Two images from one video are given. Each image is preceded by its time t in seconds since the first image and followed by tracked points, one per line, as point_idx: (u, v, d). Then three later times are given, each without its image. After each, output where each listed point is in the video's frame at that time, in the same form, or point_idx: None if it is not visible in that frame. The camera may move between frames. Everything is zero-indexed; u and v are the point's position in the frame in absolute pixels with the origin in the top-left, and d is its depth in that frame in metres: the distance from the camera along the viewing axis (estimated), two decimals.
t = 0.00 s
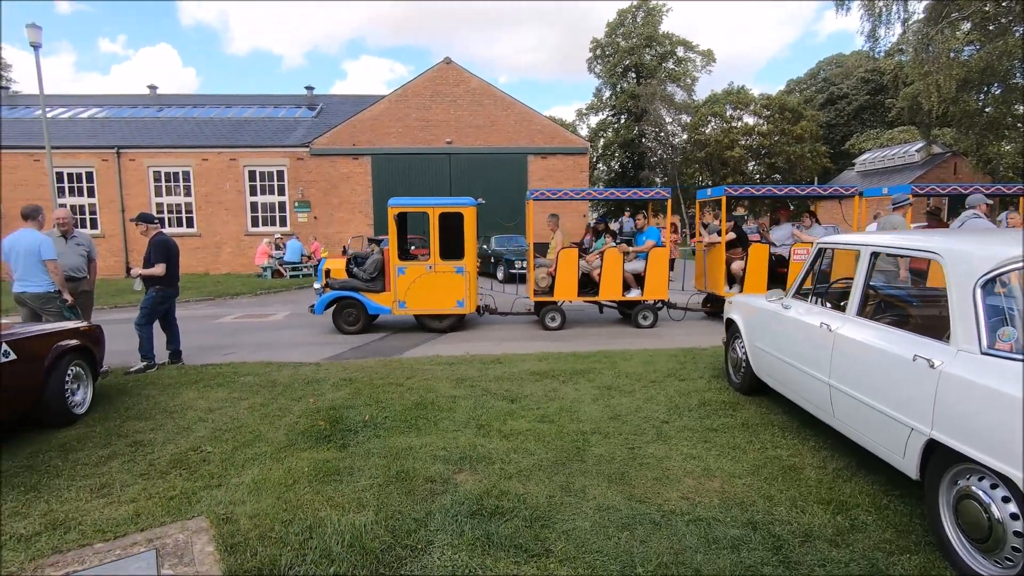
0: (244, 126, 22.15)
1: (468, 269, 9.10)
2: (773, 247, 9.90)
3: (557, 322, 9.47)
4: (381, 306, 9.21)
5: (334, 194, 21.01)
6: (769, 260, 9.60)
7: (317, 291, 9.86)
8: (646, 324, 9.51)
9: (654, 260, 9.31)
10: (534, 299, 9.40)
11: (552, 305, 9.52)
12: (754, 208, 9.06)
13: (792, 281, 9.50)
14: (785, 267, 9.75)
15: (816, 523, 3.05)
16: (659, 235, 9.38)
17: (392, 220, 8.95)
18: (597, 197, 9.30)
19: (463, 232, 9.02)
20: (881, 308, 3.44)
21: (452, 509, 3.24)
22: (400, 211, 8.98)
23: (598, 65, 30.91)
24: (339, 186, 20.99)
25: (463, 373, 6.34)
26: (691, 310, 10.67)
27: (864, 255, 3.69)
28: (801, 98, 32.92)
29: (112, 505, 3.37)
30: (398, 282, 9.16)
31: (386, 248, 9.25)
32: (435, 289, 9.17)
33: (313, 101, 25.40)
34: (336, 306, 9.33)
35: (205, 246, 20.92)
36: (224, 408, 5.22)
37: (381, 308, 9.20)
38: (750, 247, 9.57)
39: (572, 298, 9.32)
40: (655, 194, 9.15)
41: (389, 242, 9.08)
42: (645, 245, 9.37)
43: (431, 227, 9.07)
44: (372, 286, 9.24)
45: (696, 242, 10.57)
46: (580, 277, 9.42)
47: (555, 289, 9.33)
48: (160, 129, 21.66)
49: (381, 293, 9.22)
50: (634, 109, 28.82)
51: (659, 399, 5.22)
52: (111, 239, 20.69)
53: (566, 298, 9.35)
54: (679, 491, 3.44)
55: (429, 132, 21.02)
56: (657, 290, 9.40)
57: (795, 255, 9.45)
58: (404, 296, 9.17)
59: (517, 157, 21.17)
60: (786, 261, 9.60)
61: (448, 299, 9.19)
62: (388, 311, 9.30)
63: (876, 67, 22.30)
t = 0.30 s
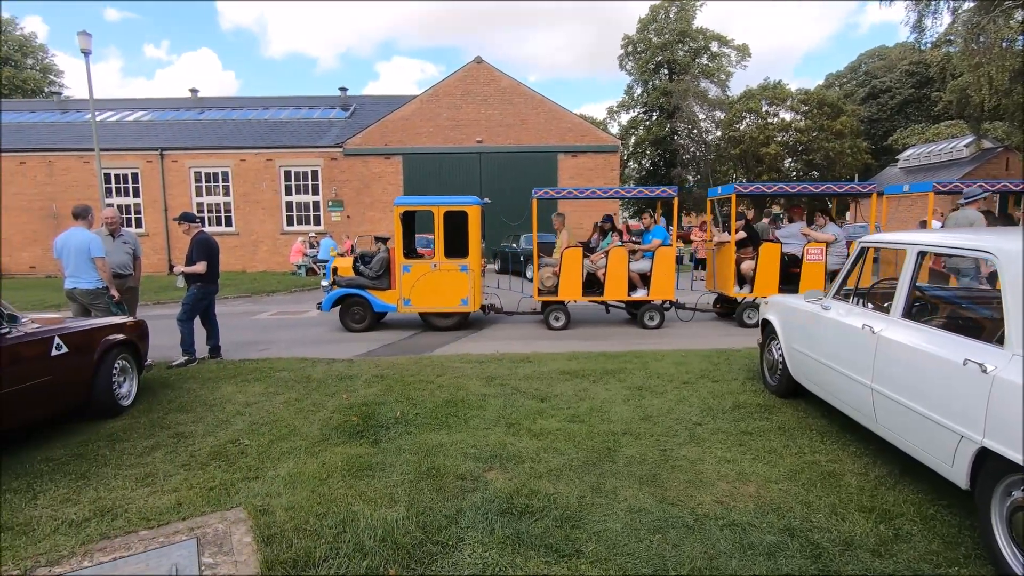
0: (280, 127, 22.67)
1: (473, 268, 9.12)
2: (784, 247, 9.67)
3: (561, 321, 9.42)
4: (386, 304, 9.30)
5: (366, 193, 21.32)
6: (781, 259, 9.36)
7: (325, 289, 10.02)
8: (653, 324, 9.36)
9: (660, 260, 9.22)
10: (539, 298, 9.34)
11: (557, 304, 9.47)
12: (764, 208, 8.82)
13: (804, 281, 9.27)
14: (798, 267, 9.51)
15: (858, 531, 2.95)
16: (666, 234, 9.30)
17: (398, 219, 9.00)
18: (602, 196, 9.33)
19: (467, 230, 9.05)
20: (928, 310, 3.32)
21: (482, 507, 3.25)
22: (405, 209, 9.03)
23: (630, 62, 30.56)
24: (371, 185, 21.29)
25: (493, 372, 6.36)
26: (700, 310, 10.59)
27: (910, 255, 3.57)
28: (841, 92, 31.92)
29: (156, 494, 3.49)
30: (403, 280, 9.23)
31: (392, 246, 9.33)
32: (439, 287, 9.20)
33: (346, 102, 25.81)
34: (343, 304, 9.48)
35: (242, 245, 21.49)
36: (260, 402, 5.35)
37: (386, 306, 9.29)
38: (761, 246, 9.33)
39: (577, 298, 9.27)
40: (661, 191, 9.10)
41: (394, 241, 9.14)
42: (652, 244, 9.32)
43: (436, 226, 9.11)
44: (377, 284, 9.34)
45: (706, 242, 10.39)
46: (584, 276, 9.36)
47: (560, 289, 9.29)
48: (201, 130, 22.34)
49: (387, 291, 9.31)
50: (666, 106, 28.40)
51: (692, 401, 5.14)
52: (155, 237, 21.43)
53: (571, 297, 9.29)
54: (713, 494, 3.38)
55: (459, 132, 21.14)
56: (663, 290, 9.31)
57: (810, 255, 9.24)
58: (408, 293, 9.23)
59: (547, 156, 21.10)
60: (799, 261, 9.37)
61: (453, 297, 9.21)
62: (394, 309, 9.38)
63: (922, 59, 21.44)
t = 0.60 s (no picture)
0: (314, 126, 23.10)
1: (475, 267, 9.12)
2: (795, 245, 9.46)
3: (565, 319, 9.38)
4: (392, 302, 9.45)
5: (397, 191, 21.56)
6: (792, 257, 9.12)
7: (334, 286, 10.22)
8: (658, 323, 9.24)
9: (665, 259, 9.04)
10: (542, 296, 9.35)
11: (561, 302, 9.42)
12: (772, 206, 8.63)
13: (816, 280, 9.02)
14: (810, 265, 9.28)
15: (902, 540, 2.85)
16: (672, 232, 9.12)
17: (402, 218, 9.10)
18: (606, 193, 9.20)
19: (470, 229, 9.08)
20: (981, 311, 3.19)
21: (513, 504, 3.25)
22: (410, 208, 9.12)
23: (661, 57, 30.11)
24: (401, 182, 21.52)
25: (522, 369, 6.36)
26: (709, 310, 10.28)
27: (962, 254, 3.45)
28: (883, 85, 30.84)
29: (196, 483, 3.60)
30: (408, 279, 9.33)
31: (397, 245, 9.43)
32: (442, 286, 9.23)
33: (378, 101, 26.12)
34: (351, 301, 9.66)
35: (277, 242, 21.99)
36: (295, 395, 5.47)
37: (392, 304, 9.44)
38: (771, 245, 9.11)
39: (580, 296, 9.20)
40: (666, 189, 8.93)
41: (399, 239, 9.24)
42: (657, 242, 9.14)
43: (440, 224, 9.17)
44: (383, 282, 9.48)
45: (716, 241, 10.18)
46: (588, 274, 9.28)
47: (563, 287, 9.22)
48: (238, 130, 22.94)
49: (392, 289, 9.45)
50: (698, 101, 27.92)
51: (726, 401, 5.04)
52: (194, 235, 22.10)
53: (575, 294, 9.21)
54: (748, 497, 3.31)
55: (489, 129, 21.17)
56: (669, 289, 9.12)
57: (821, 253, 9.03)
58: (413, 292, 9.33)
59: (576, 153, 20.97)
60: (810, 259, 9.15)
61: (456, 296, 9.23)
62: (399, 307, 9.51)
63: (970, 49, 20.56)
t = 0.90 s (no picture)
0: (343, 124, 23.43)
1: (476, 262, 9.20)
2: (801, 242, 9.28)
3: (565, 316, 9.37)
4: (394, 297, 9.56)
5: (424, 188, 21.72)
6: (797, 255, 8.93)
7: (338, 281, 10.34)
8: (659, 321, 9.13)
9: (666, 256, 8.93)
10: (542, 293, 9.38)
11: (563, 300, 9.40)
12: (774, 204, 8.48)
13: (822, 279, 8.81)
14: (816, 263, 9.09)
15: (945, 548, 2.75)
16: (674, 229, 8.96)
17: (405, 214, 9.20)
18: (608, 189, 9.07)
19: (472, 225, 9.15)
20: None
21: (541, 501, 3.25)
22: (412, 204, 9.22)
23: (691, 50, 29.65)
24: (428, 179, 21.68)
25: (549, 366, 6.35)
26: (714, 309, 10.09)
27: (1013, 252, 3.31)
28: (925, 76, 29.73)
29: (231, 473, 3.69)
30: (410, 274, 9.43)
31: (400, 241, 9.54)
32: (444, 282, 9.32)
33: (405, 98, 26.33)
34: (354, 296, 9.78)
35: (307, 238, 22.38)
36: (325, 389, 5.57)
37: (395, 299, 9.55)
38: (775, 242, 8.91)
39: (580, 293, 9.20)
40: (669, 185, 8.80)
41: (401, 235, 9.35)
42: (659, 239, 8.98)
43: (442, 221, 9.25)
44: (386, 278, 9.59)
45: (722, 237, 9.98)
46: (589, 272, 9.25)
47: (563, 284, 9.25)
48: (270, 128, 23.41)
49: (395, 284, 9.56)
50: (729, 95, 27.41)
51: (758, 402, 4.94)
52: (228, 231, 22.65)
53: (576, 292, 9.22)
54: (781, 500, 3.24)
55: (516, 126, 21.13)
56: (671, 286, 9.02)
57: (828, 251, 8.79)
58: (415, 287, 9.43)
59: (604, 149, 20.79)
60: (816, 257, 8.96)
61: (457, 292, 9.32)
62: (402, 302, 9.62)
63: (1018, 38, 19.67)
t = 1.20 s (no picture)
0: (369, 123, 23.71)
1: (477, 260, 9.34)
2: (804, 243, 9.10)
3: (565, 314, 9.37)
4: (397, 294, 9.72)
5: (449, 186, 21.84)
6: (800, 254, 8.77)
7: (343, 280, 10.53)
8: (659, 320, 9.05)
9: (666, 255, 8.90)
10: (542, 292, 9.46)
11: (563, 299, 9.45)
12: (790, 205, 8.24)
13: (825, 279, 8.70)
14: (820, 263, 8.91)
15: (988, 559, 2.66)
16: (675, 228, 8.91)
17: (407, 213, 9.36)
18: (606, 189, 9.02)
19: (473, 223, 9.28)
20: None
21: (568, 500, 3.25)
22: (414, 203, 9.37)
23: (719, 46, 29.17)
24: (454, 177, 21.80)
25: (574, 365, 6.33)
26: (716, 309, 9.90)
27: None
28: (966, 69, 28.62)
29: (264, 465, 3.78)
30: (413, 272, 9.59)
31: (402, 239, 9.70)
32: (445, 279, 9.46)
33: (431, 97, 26.48)
34: (358, 294, 9.96)
35: (334, 236, 22.71)
36: (354, 384, 5.67)
37: (397, 297, 9.71)
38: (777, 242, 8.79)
39: (580, 292, 9.26)
40: (667, 183, 8.78)
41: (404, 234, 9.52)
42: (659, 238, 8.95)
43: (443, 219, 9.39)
44: (389, 276, 9.75)
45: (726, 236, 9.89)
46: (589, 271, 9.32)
47: (563, 282, 9.36)
48: (299, 128, 23.82)
49: (397, 282, 9.72)
50: (758, 91, 26.90)
51: (789, 404, 4.85)
52: (258, 228, 23.13)
53: (575, 290, 9.31)
54: (814, 504, 3.18)
55: (541, 123, 21.08)
56: (671, 286, 8.98)
57: (831, 250, 8.65)
58: (417, 285, 9.59)
59: (630, 146, 20.59)
60: (820, 256, 8.76)
61: (458, 289, 9.45)
62: (404, 300, 9.78)
63: None
